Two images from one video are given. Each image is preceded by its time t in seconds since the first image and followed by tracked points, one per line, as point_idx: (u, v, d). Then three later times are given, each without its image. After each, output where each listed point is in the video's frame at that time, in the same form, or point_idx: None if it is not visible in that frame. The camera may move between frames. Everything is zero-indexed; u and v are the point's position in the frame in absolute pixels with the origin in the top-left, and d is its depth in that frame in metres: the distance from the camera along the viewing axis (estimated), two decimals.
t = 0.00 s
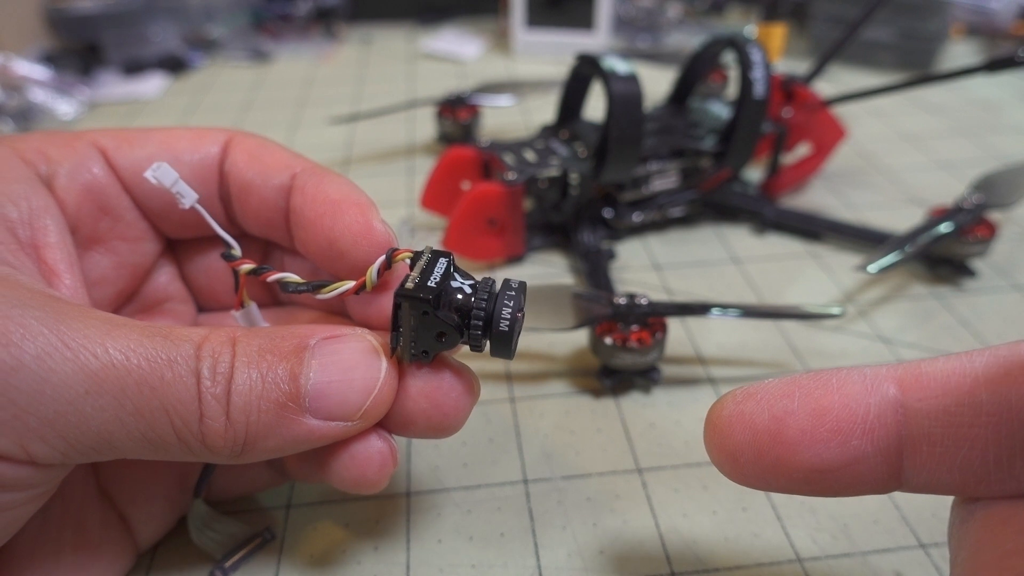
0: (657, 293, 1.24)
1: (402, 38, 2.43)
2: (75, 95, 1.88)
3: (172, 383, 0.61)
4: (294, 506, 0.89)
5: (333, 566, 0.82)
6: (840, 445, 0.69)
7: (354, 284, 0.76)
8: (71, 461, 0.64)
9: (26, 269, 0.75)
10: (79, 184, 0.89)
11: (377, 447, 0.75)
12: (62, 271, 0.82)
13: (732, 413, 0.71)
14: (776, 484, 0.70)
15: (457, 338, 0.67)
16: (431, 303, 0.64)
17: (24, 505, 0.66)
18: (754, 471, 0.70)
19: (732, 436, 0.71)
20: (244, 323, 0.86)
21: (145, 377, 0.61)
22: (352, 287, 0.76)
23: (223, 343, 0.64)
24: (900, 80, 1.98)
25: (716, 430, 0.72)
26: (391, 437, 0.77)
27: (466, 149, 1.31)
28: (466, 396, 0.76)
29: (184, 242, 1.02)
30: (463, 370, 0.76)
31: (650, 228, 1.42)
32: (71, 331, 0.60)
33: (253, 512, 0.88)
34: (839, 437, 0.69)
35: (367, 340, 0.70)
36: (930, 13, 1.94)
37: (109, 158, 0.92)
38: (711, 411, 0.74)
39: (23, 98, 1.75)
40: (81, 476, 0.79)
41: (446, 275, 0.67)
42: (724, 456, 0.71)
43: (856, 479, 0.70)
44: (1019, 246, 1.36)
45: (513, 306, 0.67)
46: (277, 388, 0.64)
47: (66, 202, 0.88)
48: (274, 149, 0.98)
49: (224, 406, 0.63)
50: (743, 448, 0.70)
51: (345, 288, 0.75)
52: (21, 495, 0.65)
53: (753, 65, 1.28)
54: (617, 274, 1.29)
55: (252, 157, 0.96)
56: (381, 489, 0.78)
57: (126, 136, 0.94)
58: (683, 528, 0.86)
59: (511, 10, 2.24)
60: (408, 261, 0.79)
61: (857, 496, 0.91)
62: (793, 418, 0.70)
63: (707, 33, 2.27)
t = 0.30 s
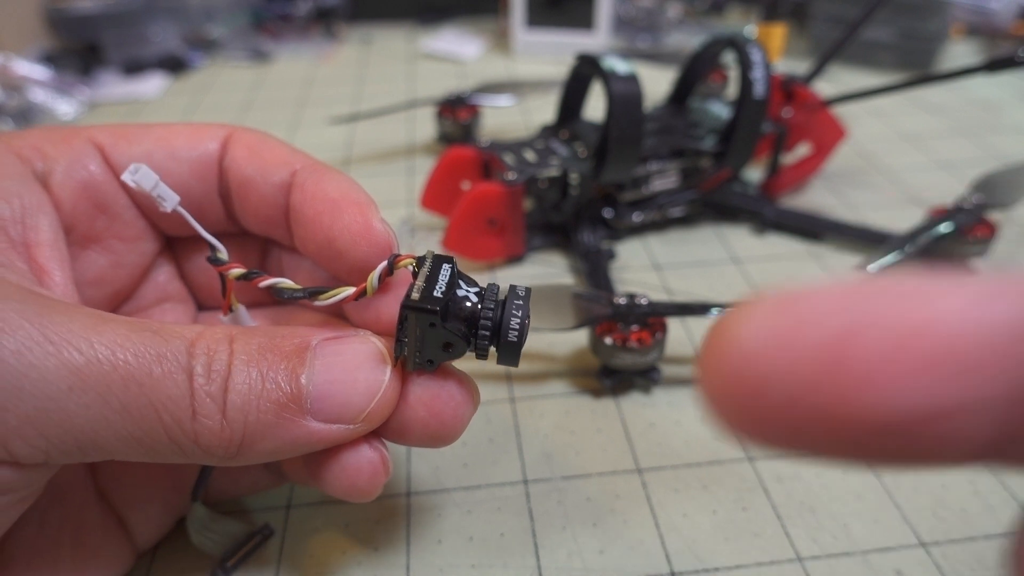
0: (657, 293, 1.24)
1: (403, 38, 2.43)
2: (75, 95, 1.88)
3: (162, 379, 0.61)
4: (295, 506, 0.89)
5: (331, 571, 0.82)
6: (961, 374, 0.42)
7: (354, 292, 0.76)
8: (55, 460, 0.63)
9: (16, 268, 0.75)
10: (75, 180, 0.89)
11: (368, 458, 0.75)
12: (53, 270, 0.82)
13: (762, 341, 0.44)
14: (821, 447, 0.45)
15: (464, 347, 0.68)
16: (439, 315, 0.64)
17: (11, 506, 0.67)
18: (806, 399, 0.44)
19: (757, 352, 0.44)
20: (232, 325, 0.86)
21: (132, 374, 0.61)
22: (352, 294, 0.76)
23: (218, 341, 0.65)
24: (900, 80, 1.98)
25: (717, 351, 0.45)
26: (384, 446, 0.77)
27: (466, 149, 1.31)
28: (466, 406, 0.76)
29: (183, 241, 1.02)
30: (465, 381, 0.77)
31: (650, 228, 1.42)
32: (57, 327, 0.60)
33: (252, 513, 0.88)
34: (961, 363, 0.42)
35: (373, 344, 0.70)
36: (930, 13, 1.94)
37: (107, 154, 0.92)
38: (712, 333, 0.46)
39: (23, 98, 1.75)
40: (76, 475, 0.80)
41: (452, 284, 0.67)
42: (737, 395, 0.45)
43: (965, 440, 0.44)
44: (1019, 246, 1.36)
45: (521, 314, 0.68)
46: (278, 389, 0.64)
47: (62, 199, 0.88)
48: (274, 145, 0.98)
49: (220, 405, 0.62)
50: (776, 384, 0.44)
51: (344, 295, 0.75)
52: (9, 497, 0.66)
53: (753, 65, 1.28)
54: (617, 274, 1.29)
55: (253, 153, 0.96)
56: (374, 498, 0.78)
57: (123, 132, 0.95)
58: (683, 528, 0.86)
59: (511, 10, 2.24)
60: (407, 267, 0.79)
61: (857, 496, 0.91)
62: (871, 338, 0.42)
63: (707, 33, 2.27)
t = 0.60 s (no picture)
0: (657, 293, 1.24)
1: (403, 38, 2.43)
2: (75, 95, 1.88)
3: (162, 370, 0.61)
4: (295, 505, 0.89)
5: (329, 570, 0.82)
6: (822, 461, 0.65)
7: (356, 281, 0.76)
8: (57, 451, 0.63)
9: (13, 264, 0.75)
10: (75, 181, 0.89)
11: (366, 450, 0.75)
12: (53, 268, 0.82)
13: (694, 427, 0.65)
14: (744, 508, 0.65)
15: (462, 338, 0.68)
16: (438, 301, 0.64)
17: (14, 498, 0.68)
18: (727, 473, 0.64)
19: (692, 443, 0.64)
20: (237, 317, 0.85)
21: (133, 364, 0.61)
22: (355, 283, 0.76)
23: (219, 334, 0.65)
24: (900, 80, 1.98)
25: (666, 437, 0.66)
26: (382, 439, 0.76)
27: (466, 149, 1.31)
28: (465, 398, 0.76)
29: (182, 241, 1.02)
30: (464, 372, 0.77)
31: (650, 228, 1.42)
32: (59, 318, 0.61)
33: (252, 512, 0.88)
34: (823, 449, 0.65)
35: (371, 334, 0.70)
36: (930, 13, 1.94)
37: (107, 155, 0.91)
38: (661, 420, 0.67)
39: (23, 98, 1.75)
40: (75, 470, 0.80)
41: (452, 273, 0.67)
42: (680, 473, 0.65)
43: (837, 505, 0.66)
44: (1020, 246, 1.36)
45: (519, 306, 0.67)
46: (277, 380, 0.64)
47: (63, 200, 0.88)
48: (275, 147, 0.98)
49: (220, 396, 0.62)
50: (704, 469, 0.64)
51: (347, 283, 0.75)
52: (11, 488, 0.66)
53: (753, 65, 1.28)
54: (617, 274, 1.29)
55: (253, 155, 0.96)
56: (372, 491, 0.78)
57: (124, 133, 0.94)
58: (683, 528, 0.86)
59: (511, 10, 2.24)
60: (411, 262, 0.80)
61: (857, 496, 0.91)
62: (766, 427, 0.65)
63: (707, 33, 2.27)
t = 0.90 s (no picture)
0: (657, 293, 1.24)
1: (403, 38, 2.43)
2: (75, 95, 1.88)
3: (166, 379, 0.61)
4: (294, 506, 0.89)
5: (330, 571, 0.82)
6: None
7: (359, 291, 0.76)
8: (62, 459, 0.64)
9: (19, 268, 0.76)
10: (78, 184, 0.89)
11: (368, 457, 0.75)
12: (57, 272, 0.83)
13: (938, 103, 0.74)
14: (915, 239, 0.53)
15: (465, 348, 0.68)
16: (442, 313, 0.65)
17: (18, 505, 0.68)
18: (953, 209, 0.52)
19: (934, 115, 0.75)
20: (238, 324, 0.86)
21: (137, 373, 0.61)
22: (357, 293, 0.76)
23: (222, 342, 0.65)
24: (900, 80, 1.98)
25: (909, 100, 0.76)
26: (384, 446, 0.76)
27: (466, 149, 1.31)
28: (467, 407, 0.76)
29: (185, 244, 1.02)
30: (466, 382, 0.77)
31: (650, 227, 1.42)
32: (62, 327, 0.61)
33: (251, 513, 0.88)
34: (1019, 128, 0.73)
35: (374, 343, 0.70)
36: (931, 13, 1.94)
37: (110, 158, 0.92)
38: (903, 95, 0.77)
39: (23, 98, 1.75)
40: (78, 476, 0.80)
41: (456, 284, 0.67)
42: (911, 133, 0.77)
43: None
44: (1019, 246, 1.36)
45: (522, 317, 0.67)
46: (280, 389, 0.64)
47: (66, 202, 0.88)
48: (277, 149, 0.98)
49: (223, 405, 0.63)
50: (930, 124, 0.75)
51: (349, 293, 0.75)
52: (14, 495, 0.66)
53: (753, 64, 1.28)
54: (617, 274, 1.29)
55: (255, 157, 0.96)
56: (374, 497, 0.78)
57: (127, 136, 0.94)
58: (683, 527, 0.86)
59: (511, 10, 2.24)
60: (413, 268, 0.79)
61: (857, 495, 0.91)
62: None
63: (707, 33, 2.27)
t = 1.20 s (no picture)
0: (657, 293, 1.24)
1: (403, 38, 2.43)
2: (75, 95, 1.88)
3: (167, 381, 0.61)
4: (295, 506, 0.89)
5: (331, 570, 0.82)
6: None
7: (361, 291, 0.76)
8: (64, 460, 0.64)
9: (22, 268, 0.76)
10: (79, 184, 0.89)
11: (370, 457, 0.75)
12: (59, 272, 0.83)
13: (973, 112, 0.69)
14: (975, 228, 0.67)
15: (467, 349, 0.68)
16: (444, 314, 0.64)
17: (18, 506, 0.67)
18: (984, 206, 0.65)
19: (984, 112, 0.69)
20: (241, 323, 0.85)
21: (139, 375, 0.61)
22: (359, 293, 0.76)
23: (223, 343, 0.65)
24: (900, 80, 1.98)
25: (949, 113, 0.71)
26: (386, 446, 0.77)
27: (466, 149, 1.31)
28: (469, 408, 0.76)
29: (186, 243, 1.02)
30: (468, 383, 0.77)
31: (650, 227, 1.42)
32: (64, 329, 0.61)
33: (252, 513, 0.88)
34: None
35: (375, 344, 0.70)
36: (930, 13, 1.94)
37: (110, 158, 0.92)
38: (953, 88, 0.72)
39: (23, 98, 1.75)
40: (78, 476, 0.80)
41: (458, 285, 0.67)
42: (956, 145, 0.71)
43: None
44: (1019, 246, 1.36)
45: (525, 318, 0.67)
46: (280, 390, 0.64)
47: (67, 202, 0.88)
48: (278, 150, 0.98)
49: (224, 406, 0.63)
50: (983, 132, 0.69)
51: (351, 293, 0.75)
52: (14, 496, 0.66)
53: (753, 65, 1.28)
54: (617, 274, 1.29)
55: (256, 157, 0.96)
56: (376, 497, 0.78)
57: (128, 136, 0.94)
58: (684, 527, 0.86)
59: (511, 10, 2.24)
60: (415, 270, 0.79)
61: (857, 495, 0.91)
62: None
63: (707, 33, 2.27)
